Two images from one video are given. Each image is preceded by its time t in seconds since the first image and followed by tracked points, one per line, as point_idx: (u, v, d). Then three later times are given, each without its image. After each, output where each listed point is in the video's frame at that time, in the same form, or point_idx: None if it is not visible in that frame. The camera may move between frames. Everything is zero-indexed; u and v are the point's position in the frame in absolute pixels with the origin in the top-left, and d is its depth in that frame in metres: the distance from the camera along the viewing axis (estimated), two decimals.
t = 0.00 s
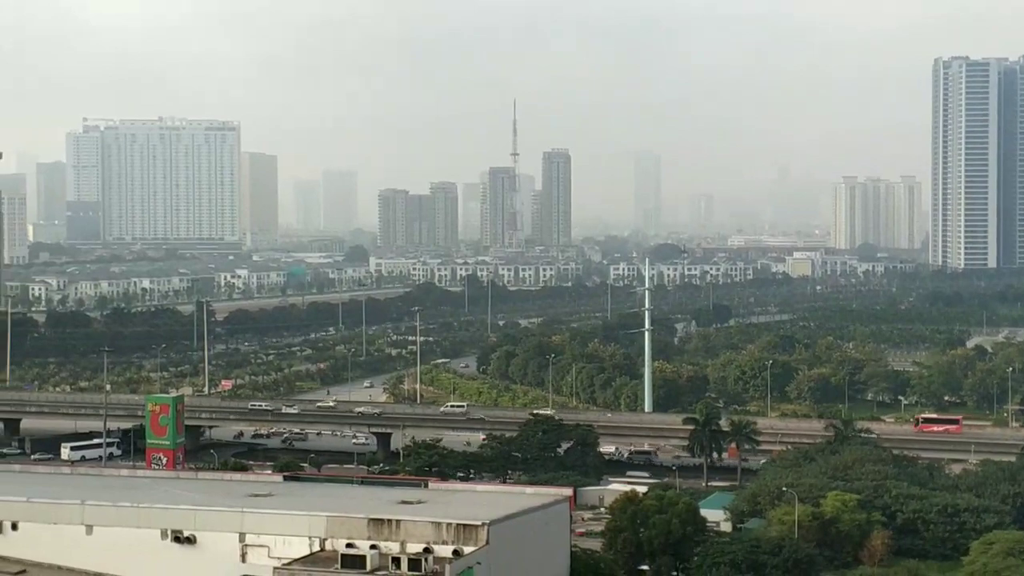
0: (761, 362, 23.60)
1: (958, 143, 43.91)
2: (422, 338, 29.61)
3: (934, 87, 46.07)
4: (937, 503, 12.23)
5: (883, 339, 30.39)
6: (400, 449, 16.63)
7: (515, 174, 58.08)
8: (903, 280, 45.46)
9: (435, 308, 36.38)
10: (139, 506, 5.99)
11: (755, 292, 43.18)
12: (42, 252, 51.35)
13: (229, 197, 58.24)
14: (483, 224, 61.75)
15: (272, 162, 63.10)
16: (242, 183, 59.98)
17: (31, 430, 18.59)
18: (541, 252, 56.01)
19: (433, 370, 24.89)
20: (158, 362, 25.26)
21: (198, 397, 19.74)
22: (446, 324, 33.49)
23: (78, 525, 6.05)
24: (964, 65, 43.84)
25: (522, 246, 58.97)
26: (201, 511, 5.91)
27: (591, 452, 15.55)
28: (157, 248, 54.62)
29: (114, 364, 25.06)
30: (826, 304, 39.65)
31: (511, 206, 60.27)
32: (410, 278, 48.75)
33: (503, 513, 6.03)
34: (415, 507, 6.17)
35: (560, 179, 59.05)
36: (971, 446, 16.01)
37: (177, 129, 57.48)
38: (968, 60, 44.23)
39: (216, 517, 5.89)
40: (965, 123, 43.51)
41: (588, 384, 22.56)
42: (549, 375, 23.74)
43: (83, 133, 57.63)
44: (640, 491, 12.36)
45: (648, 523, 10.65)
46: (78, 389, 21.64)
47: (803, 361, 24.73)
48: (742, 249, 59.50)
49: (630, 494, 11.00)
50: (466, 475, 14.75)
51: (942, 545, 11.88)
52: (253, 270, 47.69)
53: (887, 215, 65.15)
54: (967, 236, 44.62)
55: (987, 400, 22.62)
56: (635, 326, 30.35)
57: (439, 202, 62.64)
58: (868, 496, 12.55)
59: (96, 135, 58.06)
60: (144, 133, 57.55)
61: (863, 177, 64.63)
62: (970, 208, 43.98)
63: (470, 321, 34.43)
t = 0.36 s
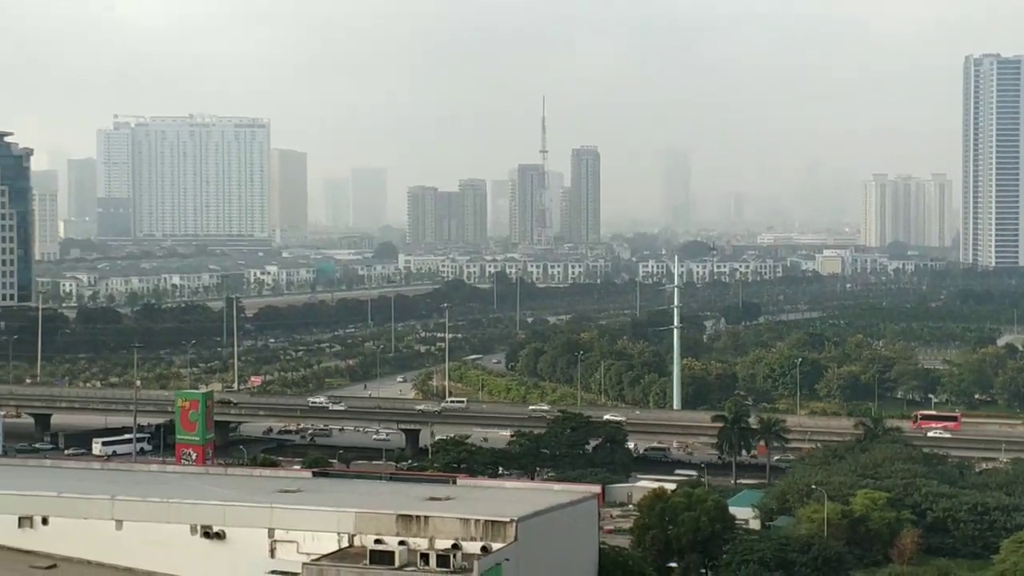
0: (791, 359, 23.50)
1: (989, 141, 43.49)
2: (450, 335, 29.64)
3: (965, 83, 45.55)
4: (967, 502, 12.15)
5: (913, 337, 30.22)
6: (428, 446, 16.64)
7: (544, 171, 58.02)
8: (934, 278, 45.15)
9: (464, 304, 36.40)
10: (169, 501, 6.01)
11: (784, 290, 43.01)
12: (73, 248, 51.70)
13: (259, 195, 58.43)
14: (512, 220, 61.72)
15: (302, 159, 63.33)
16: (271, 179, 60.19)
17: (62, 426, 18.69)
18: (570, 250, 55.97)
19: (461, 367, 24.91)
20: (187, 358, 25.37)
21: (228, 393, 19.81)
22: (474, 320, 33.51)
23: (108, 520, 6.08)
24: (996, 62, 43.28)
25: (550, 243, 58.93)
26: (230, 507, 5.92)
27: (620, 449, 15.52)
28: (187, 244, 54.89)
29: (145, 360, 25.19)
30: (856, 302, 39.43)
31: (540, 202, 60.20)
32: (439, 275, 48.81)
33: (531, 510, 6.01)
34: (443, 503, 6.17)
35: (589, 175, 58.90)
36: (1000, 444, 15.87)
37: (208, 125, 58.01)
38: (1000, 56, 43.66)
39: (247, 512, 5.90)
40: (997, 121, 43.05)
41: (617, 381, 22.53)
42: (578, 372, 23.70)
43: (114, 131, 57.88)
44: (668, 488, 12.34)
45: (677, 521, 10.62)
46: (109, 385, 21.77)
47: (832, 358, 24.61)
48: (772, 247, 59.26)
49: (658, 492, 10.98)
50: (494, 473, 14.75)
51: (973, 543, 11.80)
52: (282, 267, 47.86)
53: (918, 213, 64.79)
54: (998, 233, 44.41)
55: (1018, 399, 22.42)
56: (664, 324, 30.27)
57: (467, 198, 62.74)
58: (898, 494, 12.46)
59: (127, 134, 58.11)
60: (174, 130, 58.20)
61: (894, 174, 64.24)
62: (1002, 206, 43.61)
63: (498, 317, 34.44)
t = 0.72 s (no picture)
0: (828, 356, 23.40)
1: None
2: (486, 331, 29.67)
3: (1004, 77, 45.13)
4: (1006, 500, 12.04)
5: (952, 333, 30.00)
6: (464, 441, 16.65)
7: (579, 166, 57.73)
8: (973, 274, 44.80)
9: (499, 300, 36.44)
10: (205, 496, 6.04)
11: (821, 286, 42.80)
12: (111, 244, 52.10)
13: (292, 185, 58.30)
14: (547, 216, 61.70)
15: (338, 155, 63.53)
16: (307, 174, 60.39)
17: (101, 421, 18.85)
18: (605, 246, 55.91)
19: (497, 363, 24.94)
20: (224, 354, 25.51)
21: (265, 389, 19.91)
22: (510, 316, 33.54)
23: (145, 515, 6.12)
24: None
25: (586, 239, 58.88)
26: (267, 500, 5.95)
27: (655, 446, 15.50)
28: (224, 240, 55.18)
29: (182, 355, 25.35)
30: (894, 298, 39.19)
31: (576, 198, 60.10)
32: (474, 271, 48.88)
33: (567, 505, 6.01)
34: (478, 499, 6.17)
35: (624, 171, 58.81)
36: None
37: (243, 122, 57.94)
38: None
39: (284, 507, 5.93)
40: None
41: (653, 377, 22.50)
42: (613, 368, 23.66)
43: (151, 128, 59.29)
44: (704, 485, 12.30)
45: (712, 518, 10.59)
46: (146, 380, 21.92)
47: (870, 355, 24.49)
48: (808, 244, 58.97)
49: (695, 489, 10.97)
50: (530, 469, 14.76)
51: (1012, 541, 11.69)
52: (319, 263, 48.07)
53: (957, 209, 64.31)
54: None
55: None
56: (700, 320, 30.19)
57: (502, 194, 62.71)
58: (936, 491, 12.38)
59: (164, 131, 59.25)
60: (212, 126, 58.38)
61: (932, 170, 63.76)
62: None
63: (533, 313, 34.46)
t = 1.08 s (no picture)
0: (862, 352, 23.27)
1: None
2: (519, 326, 29.68)
3: None
4: None
5: (987, 329, 29.78)
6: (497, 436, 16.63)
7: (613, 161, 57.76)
8: (1010, 271, 44.44)
9: (533, 295, 36.40)
10: (240, 490, 6.05)
11: (856, 282, 42.57)
12: (146, 239, 52.39)
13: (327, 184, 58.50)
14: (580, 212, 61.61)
15: (372, 150, 63.66)
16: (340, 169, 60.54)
17: (136, 415, 18.94)
18: (639, 241, 55.79)
19: (530, 358, 24.93)
20: (259, 348, 25.59)
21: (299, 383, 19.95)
22: (543, 311, 33.51)
23: (179, 508, 6.13)
24: None
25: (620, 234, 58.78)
26: (301, 494, 5.95)
27: (689, 441, 15.44)
28: (258, 235, 55.39)
29: (216, 350, 25.46)
30: (929, 294, 38.95)
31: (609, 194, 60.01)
32: (508, 266, 48.88)
33: (600, 500, 5.98)
34: (512, 494, 6.15)
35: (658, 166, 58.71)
36: None
37: (277, 117, 58.07)
38: None
39: (318, 502, 5.94)
40: None
41: (686, 373, 22.43)
42: (646, 364, 23.60)
43: (185, 122, 59.34)
44: (737, 480, 12.24)
45: (746, 514, 10.54)
46: (181, 374, 22.03)
47: (905, 351, 24.36)
48: (843, 239, 58.71)
49: (728, 485, 10.92)
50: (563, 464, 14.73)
51: None
52: (352, 258, 48.20)
53: (993, 205, 63.82)
54: None
55: None
56: (734, 316, 30.11)
57: (536, 189, 62.66)
58: (972, 488, 12.27)
59: (198, 125, 59.52)
60: (247, 120, 58.45)
61: (968, 165, 63.28)
62: None
63: (567, 309, 34.43)
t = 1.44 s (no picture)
0: (893, 348, 23.12)
1: None
2: (548, 321, 29.67)
3: None
4: None
5: (1020, 325, 29.53)
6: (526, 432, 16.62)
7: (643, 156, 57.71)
8: None
9: (563, 290, 36.38)
10: (270, 483, 6.07)
11: (888, 278, 42.32)
12: (177, 234, 52.66)
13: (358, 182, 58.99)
14: (611, 206, 61.49)
15: (403, 144, 63.70)
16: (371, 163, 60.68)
17: (167, 408, 19.05)
18: (670, 236, 55.65)
19: (559, 353, 24.93)
20: (289, 343, 25.67)
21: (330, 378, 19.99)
22: (574, 306, 33.48)
23: (210, 502, 6.15)
24: None
25: (650, 229, 58.65)
26: (331, 488, 5.96)
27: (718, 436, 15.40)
28: (289, 229, 55.58)
29: (247, 343, 25.55)
30: (961, 290, 38.67)
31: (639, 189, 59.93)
32: (538, 261, 48.88)
33: (628, 495, 5.95)
34: (539, 489, 6.14)
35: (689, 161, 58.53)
36: None
37: (309, 112, 58.22)
38: None
39: (348, 495, 5.95)
40: None
41: (716, 368, 22.36)
42: (676, 359, 23.54)
43: (217, 118, 60.00)
44: (767, 476, 12.19)
45: (776, 509, 10.50)
46: (212, 368, 22.12)
47: (937, 347, 24.20)
48: (874, 235, 58.38)
49: (758, 480, 10.87)
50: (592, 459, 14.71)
51: None
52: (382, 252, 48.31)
53: None
54: None
55: None
56: (765, 311, 30.01)
57: (566, 184, 62.60)
58: (1003, 486, 12.17)
59: (230, 120, 59.80)
60: (277, 115, 58.41)
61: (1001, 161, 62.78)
62: None
63: (597, 304, 34.38)
